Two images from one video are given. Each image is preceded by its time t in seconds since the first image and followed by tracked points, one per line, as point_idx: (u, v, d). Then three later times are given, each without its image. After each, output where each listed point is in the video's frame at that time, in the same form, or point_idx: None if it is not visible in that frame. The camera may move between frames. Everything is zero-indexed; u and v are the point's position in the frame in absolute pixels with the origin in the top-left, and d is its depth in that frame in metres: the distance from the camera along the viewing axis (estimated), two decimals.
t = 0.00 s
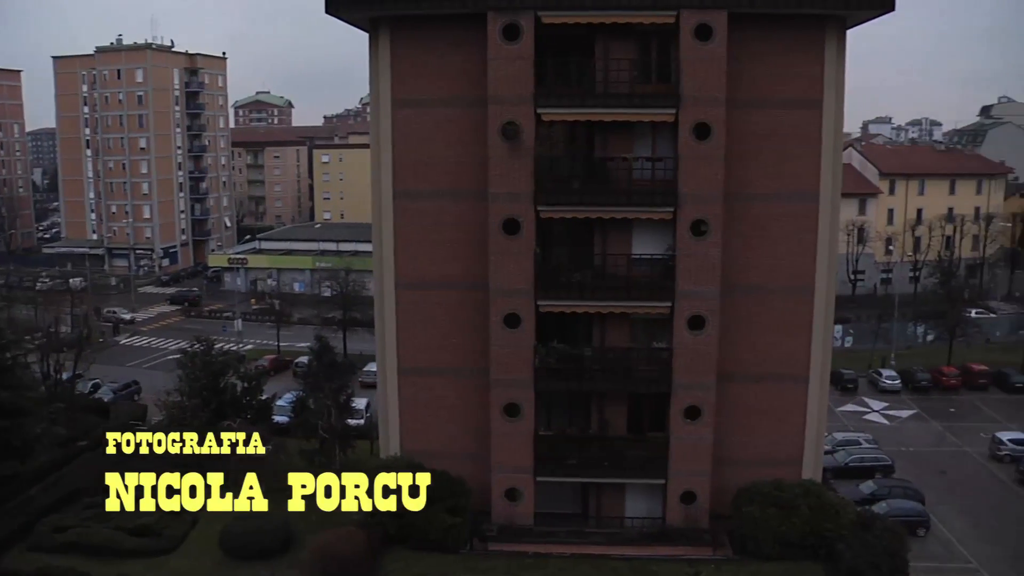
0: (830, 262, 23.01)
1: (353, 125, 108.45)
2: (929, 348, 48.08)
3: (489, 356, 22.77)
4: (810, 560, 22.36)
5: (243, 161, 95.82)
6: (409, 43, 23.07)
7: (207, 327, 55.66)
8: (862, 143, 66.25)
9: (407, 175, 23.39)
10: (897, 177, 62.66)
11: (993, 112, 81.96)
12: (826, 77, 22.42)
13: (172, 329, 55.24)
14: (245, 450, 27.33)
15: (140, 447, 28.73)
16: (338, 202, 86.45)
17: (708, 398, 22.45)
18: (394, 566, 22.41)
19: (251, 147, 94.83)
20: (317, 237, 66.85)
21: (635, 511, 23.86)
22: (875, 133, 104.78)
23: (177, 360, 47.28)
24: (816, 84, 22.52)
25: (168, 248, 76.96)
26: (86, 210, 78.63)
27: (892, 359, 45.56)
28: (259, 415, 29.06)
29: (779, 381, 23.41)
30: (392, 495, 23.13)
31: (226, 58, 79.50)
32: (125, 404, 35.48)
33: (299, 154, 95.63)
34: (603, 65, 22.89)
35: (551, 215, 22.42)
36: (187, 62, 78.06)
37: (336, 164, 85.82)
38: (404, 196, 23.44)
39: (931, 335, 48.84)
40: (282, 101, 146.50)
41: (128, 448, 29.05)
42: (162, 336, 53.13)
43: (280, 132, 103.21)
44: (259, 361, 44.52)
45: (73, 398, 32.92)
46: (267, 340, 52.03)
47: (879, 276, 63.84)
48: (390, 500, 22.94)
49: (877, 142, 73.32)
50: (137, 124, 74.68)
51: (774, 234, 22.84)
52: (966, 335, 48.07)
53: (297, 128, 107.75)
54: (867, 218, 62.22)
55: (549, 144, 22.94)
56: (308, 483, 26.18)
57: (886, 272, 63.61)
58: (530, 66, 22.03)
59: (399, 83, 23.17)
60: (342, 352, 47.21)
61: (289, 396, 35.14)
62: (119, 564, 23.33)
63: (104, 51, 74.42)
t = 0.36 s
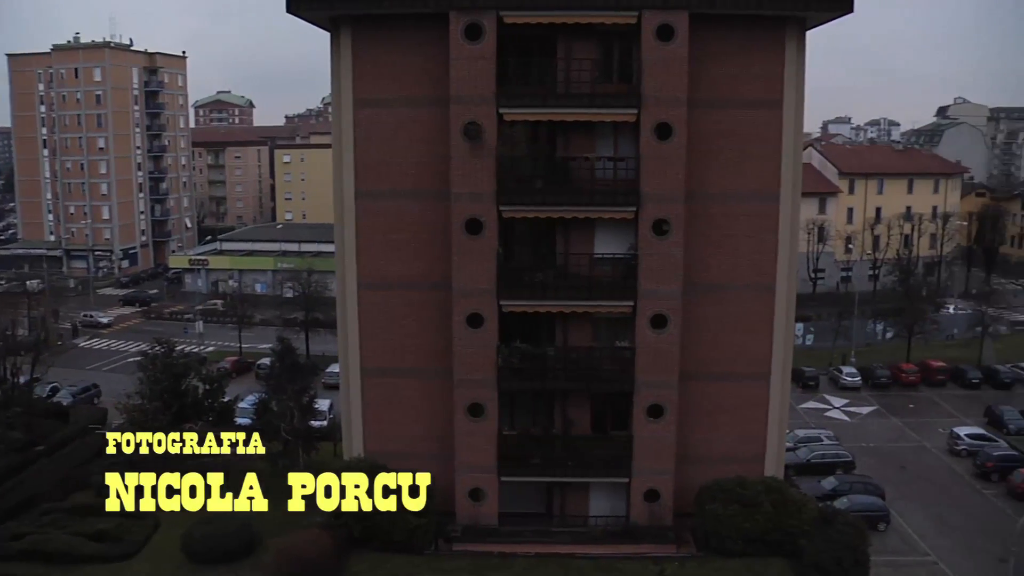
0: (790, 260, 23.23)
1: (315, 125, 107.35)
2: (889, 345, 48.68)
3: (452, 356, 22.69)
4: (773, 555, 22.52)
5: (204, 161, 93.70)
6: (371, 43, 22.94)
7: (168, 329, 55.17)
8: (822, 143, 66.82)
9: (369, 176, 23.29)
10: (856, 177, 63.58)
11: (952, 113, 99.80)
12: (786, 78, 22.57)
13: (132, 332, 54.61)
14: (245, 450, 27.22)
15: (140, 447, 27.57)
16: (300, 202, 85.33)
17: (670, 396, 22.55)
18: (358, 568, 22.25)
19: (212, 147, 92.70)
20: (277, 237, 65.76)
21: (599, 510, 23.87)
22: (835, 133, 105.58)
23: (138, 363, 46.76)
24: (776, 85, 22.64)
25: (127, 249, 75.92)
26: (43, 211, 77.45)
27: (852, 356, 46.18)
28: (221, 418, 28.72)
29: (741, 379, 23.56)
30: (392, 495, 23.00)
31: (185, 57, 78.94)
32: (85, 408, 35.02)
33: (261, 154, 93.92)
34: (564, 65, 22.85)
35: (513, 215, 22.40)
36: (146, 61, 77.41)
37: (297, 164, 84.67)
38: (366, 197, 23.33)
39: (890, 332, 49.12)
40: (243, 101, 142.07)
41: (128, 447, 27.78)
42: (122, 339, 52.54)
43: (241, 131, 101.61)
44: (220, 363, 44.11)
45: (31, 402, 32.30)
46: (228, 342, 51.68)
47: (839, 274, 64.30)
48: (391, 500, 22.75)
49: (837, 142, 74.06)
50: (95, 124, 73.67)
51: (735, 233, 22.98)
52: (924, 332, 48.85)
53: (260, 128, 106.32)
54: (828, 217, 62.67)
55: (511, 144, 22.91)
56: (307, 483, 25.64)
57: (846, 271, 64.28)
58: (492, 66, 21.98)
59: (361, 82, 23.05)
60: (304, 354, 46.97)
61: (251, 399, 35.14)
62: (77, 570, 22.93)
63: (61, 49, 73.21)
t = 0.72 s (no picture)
0: (751, 260, 23.38)
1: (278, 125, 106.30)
2: (848, 343, 49.28)
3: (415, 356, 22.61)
4: (736, 552, 22.66)
5: (163, 162, 90.84)
6: (333, 42, 22.77)
7: (127, 332, 54.45)
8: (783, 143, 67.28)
9: (330, 176, 23.17)
10: (816, 175, 64.43)
11: (908, 112, 108.73)
12: (747, 78, 22.66)
13: (89, 334, 53.83)
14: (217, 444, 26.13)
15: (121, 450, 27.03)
16: (261, 203, 83.53)
17: (633, 395, 22.64)
18: (321, 570, 22.10)
19: (172, 147, 89.87)
20: (239, 238, 65.07)
21: (563, 509, 23.91)
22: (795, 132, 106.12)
23: (96, 366, 46.11)
24: (736, 85, 22.77)
25: (86, 251, 74.58)
26: None
27: (813, 354, 46.69)
28: (182, 419, 28.79)
29: (702, 377, 23.70)
30: (368, 496, 23.02)
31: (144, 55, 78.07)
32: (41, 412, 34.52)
33: (222, 154, 91.77)
34: (526, 65, 22.83)
35: (476, 215, 22.37)
36: (105, 60, 76.16)
37: (258, 164, 82.66)
38: (328, 197, 23.21)
39: (850, 331, 50.07)
40: (203, 101, 139.44)
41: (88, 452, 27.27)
42: (81, 342, 51.86)
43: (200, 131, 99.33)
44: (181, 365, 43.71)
45: None
46: (189, 344, 51.19)
47: (800, 273, 65.05)
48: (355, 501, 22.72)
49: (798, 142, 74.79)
50: (52, 123, 72.38)
51: (696, 233, 23.11)
52: (883, 330, 49.55)
53: (221, 128, 104.84)
54: (788, 216, 63.26)
55: (473, 143, 22.87)
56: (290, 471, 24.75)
57: (806, 269, 64.87)
58: (454, 66, 21.92)
59: (323, 81, 22.88)
60: (266, 355, 46.68)
61: (212, 401, 34.91)
62: None
63: (17, 47, 71.62)
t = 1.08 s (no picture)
0: (716, 259, 23.51)
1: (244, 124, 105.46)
2: (814, 341, 49.67)
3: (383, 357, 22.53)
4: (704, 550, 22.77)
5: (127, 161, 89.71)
6: (299, 42, 22.61)
7: (90, 334, 53.83)
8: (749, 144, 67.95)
9: (296, 176, 23.07)
10: (782, 175, 64.82)
11: (873, 113, 116.84)
12: (713, 79, 22.76)
13: (51, 336, 53.13)
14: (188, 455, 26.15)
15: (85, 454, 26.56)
16: (227, 203, 82.90)
17: (601, 394, 22.70)
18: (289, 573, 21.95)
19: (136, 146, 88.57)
20: (206, 239, 64.53)
21: (532, 508, 23.92)
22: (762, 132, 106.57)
23: (60, 368, 45.56)
24: (701, 86, 22.87)
25: (49, 252, 73.40)
26: None
27: (779, 352, 47.03)
28: (147, 421, 28.98)
29: (669, 375, 23.81)
30: (335, 498, 22.86)
31: (107, 54, 77.31)
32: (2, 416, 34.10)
33: (188, 154, 89.87)
34: (493, 65, 22.79)
35: (442, 215, 22.34)
36: (68, 58, 75.13)
37: (224, 164, 82.15)
38: (294, 197, 23.10)
39: (815, 329, 50.26)
40: (167, 100, 137.76)
41: (52, 456, 26.95)
42: (45, 345, 51.21)
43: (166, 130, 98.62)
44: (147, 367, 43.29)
45: None
46: (155, 346, 50.77)
47: (765, 272, 65.09)
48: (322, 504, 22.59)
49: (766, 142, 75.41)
50: (14, 123, 71.29)
51: (662, 232, 23.19)
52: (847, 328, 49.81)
53: (187, 128, 103.57)
54: (754, 215, 63.76)
55: (440, 143, 22.84)
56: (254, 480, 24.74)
57: (771, 269, 64.91)
58: (421, 66, 21.86)
59: (288, 81, 22.73)
60: (233, 356, 46.46)
61: (177, 403, 34.69)
62: None
63: None
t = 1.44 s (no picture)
0: (688, 259, 23.65)
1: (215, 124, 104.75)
2: (785, 339, 50.06)
3: (355, 358, 22.46)
4: (677, 548, 22.86)
5: (97, 162, 88.94)
6: (269, 42, 22.48)
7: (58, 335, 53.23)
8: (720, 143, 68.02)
9: (267, 176, 22.94)
10: (752, 175, 65.21)
11: (842, 113, 118.25)
12: (684, 79, 22.84)
13: (18, 339, 52.48)
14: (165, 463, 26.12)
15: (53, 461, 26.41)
16: (197, 203, 82.33)
17: (573, 393, 22.76)
18: None
19: (105, 146, 87.72)
20: (176, 240, 64.08)
21: (505, 508, 23.92)
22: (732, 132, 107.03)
23: (27, 371, 45.05)
24: (672, 86, 22.97)
25: (17, 254, 72.42)
26: None
27: (750, 351, 47.38)
28: (118, 424, 28.70)
29: (641, 374, 23.91)
30: (306, 500, 22.76)
31: (75, 54, 76.67)
32: None
33: (157, 154, 89.61)
34: (465, 65, 22.76)
35: (414, 215, 22.30)
36: (35, 57, 74.28)
37: (195, 164, 81.45)
38: (264, 197, 22.98)
39: (787, 327, 50.67)
40: (136, 99, 136.42)
41: (19, 460, 26.68)
42: (12, 347, 50.60)
43: (136, 130, 97.72)
44: (117, 369, 42.96)
45: None
46: (125, 348, 50.38)
47: (737, 271, 65.80)
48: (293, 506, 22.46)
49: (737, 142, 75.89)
50: None
51: (633, 232, 23.28)
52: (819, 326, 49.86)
53: (157, 127, 102.55)
54: (726, 214, 64.14)
55: (412, 143, 22.75)
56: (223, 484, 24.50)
57: (743, 267, 65.80)
58: (392, 66, 21.79)
59: (259, 81, 22.59)
60: (204, 357, 46.28)
61: (148, 405, 34.46)
62: None
63: None
